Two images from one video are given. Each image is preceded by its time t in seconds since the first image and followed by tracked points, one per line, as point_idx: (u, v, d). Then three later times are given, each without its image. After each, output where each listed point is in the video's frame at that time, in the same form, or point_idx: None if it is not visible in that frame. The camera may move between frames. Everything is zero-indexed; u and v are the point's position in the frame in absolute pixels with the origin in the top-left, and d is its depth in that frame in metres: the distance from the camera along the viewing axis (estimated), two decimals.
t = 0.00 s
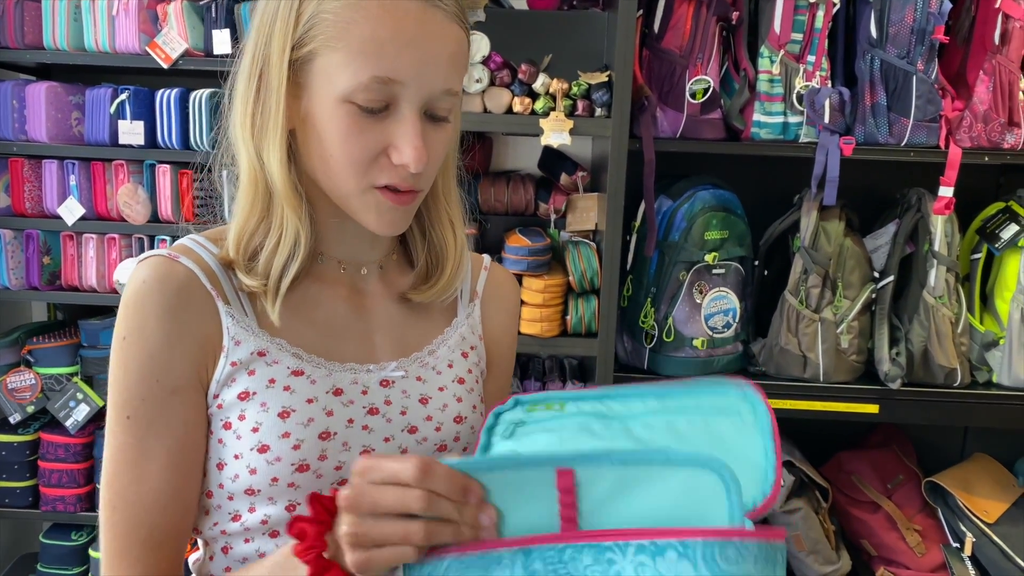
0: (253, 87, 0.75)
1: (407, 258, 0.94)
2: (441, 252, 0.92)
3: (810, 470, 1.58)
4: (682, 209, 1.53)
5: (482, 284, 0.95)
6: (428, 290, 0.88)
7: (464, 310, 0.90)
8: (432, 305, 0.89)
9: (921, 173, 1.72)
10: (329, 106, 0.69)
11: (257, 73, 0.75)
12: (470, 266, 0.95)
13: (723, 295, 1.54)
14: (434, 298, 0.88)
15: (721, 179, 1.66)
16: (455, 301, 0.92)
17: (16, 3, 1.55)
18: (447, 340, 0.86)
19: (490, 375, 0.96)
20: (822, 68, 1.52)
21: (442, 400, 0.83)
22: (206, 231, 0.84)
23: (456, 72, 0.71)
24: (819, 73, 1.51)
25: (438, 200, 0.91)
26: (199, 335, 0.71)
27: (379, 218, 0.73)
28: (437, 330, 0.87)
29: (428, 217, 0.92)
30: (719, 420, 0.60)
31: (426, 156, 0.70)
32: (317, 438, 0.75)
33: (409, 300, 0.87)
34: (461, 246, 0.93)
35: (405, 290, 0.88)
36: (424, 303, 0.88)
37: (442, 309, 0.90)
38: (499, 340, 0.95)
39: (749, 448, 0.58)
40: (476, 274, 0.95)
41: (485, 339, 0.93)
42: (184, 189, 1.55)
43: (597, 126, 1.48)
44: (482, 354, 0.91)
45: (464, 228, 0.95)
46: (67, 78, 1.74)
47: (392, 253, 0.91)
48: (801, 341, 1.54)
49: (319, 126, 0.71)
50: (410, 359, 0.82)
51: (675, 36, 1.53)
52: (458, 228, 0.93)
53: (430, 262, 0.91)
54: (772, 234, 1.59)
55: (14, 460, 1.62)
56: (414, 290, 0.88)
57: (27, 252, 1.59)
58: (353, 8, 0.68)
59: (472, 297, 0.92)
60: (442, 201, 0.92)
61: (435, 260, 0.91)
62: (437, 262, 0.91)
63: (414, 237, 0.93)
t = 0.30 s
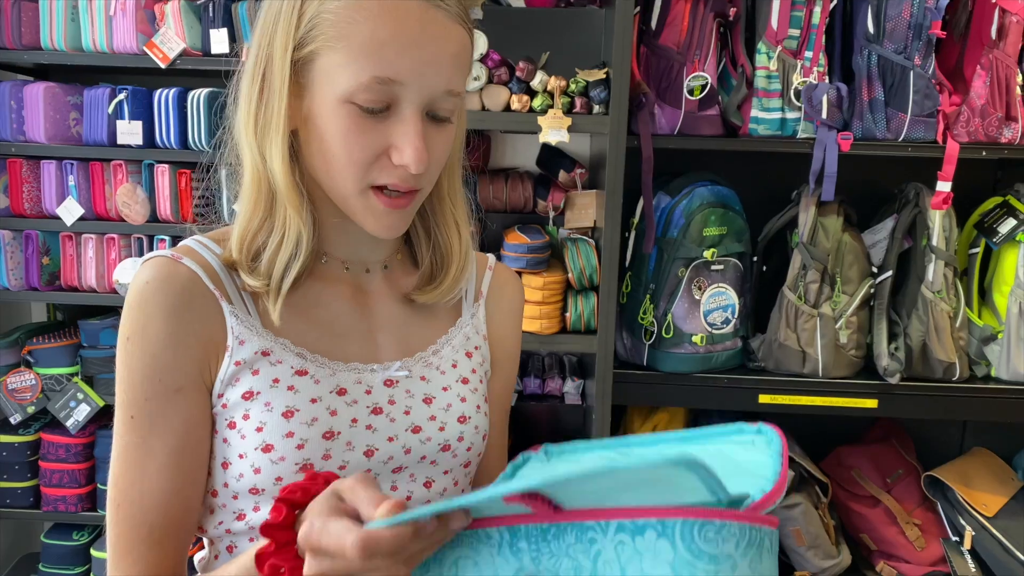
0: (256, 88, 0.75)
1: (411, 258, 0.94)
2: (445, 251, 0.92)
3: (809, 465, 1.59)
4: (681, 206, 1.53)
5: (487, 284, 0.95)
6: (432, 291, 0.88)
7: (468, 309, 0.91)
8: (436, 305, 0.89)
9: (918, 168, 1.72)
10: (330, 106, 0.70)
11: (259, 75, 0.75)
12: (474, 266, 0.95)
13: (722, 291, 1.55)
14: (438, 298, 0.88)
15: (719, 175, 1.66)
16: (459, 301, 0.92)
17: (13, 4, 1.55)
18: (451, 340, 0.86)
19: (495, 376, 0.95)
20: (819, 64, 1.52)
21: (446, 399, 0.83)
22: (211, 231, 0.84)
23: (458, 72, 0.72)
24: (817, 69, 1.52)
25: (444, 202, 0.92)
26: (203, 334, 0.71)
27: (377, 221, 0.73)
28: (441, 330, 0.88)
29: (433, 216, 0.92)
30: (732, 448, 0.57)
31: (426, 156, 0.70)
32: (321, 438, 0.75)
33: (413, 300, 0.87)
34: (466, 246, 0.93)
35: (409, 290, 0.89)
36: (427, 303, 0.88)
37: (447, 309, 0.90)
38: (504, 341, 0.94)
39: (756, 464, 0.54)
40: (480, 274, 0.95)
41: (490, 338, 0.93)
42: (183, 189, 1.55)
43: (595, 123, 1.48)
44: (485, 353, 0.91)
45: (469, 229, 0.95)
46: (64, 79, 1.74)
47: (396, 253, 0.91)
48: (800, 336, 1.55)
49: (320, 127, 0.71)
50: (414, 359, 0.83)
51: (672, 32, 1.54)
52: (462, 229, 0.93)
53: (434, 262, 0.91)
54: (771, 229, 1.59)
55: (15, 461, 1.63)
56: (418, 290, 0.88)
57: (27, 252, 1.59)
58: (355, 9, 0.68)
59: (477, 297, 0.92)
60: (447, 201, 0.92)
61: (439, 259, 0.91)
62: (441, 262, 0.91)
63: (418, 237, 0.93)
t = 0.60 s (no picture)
0: (250, 90, 0.75)
1: (414, 256, 0.94)
2: (448, 250, 0.91)
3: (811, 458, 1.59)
4: (680, 201, 1.53)
5: (491, 282, 0.94)
6: (435, 292, 0.87)
7: (473, 308, 0.90)
8: (439, 305, 0.89)
9: (918, 160, 1.72)
10: (321, 105, 0.70)
11: (253, 77, 0.75)
12: (478, 264, 0.94)
13: (722, 286, 1.55)
14: (441, 298, 0.88)
15: (719, 170, 1.66)
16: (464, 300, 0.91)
17: (11, 7, 1.55)
18: (455, 339, 0.86)
19: (501, 371, 0.94)
20: (817, 57, 1.52)
21: (450, 400, 0.82)
22: (211, 234, 0.84)
23: (450, 68, 0.71)
24: (815, 63, 1.52)
25: (447, 201, 0.91)
26: (201, 338, 0.72)
27: (372, 220, 0.73)
28: (445, 330, 0.87)
29: (436, 215, 0.91)
30: (750, 463, 0.60)
31: (417, 154, 0.70)
32: (323, 441, 0.75)
33: (415, 301, 0.87)
34: (469, 245, 0.92)
35: (412, 291, 0.89)
36: (430, 304, 0.88)
37: (452, 308, 0.90)
38: (510, 340, 0.93)
39: (777, 485, 0.56)
40: (485, 272, 0.95)
41: (495, 337, 0.92)
42: (182, 190, 1.55)
43: (594, 120, 1.48)
44: (491, 352, 0.90)
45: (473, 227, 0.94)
46: (62, 82, 1.74)
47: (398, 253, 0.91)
48: (801, 330, 1.55)
49: (311, 127, 0.71)
50: (417, 359, 0.83)
51: (670, 28, 1.53)
52: (465, 227, 0.92)
53: (437, 262, 0.90)
54: (771, 224, 1.59)
55: (18, 464, 1.63)
56: (421, 291, 0.88)
57: (27, 255, 1.59)
58: (343, 6, 0.68)
59: (481, 296, 0.92)
60: (450, 200, 0.91)
61: (442, 259, 0.91)
62: (445, 262, 0.90)
63: (421, 237, 0.92)
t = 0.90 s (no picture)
0: (241, 89, 0.75)
1: (416, 254, 0.94)
2: (448, 248, 0.91)
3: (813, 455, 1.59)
4: (681, 198, 1.54)
5: (495, 278, 0.93)
6: (436, 290, 0.87)
7: (476, 305, 0.90)
8: (442, 304, 0.89)
9: (919, 156, 1.72)
10: (311, 102, 0.70)
11: (245, 77, 0.75)
12: (481, 260, 0.94)
13: (724, 283, 1.55)
14: (442, 296, 0.87)
15: (719, 167, 1.66)
16: (467, 296, 0.91)
17: (10, 7, 1.54)
18: (458, 338, 0.86)
19: (506, 370, 0.93)
20: (818, 54, 1.52)
21: (452, 399, 0.82)
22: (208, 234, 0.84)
23: (442, 62, 0.71)
24: (816, 59, 1.52)
25: (447, 199, 0.91)
26: (198, 340, 0.72)
27: (367, 217, 0.73)
28: (447, 328, 0.87)
29: (437, 212, 0.91)
30: (762, 491, 0.59)
31: (410, 150, 0.70)
32: (323, 443, 0.75)
33: (415, 300, 0.87)
34: (470, 242, 0.92)
35: (412, 289, 0.88)
36: (431, 302, 0.87)
37: (455, 305, 0.90)
38: (514, 339, 0.93)
39: (790, 519, 0.55)
40: (488, 267, 0.94)
41: (500, 334, 0.92)
42: (183, 189, 1.55)
43: (595, 117, 1.48)
44: (495, 350, 0.90)
45: (474, 224, 0.94)
46: (62, 81, 1.74)
47: (399, 250, 0.91)
48: (802, 327, 1.54)
49: (303, 124, 0.71)
50: (419, 358, 0.82)
51: (670, 25, 1.53)
52: (466, 224, 0.92)
53: (438, 260, 0.91)
54: (772, 221, 1.59)
55: (20, 464, 1.63)
56: (421, 290, 0.88)
57: (27, 255, 1.59)
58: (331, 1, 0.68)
59: (484, 292, 0.91)
60: (450, 197, 0.91)
61: (443, 257, 0.91)
62: (446, 259, 0.90)
63: (423, 233, 0.92)
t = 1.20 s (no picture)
0: (236, 83, 0.76)
1: (415, 246, 0.93)
2: (447, 240, 0.91)
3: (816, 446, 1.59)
4: (681, 189, 1.53)
5: (495, 270, 0.93)
6: (434, 283, 0.87)
7: (477, 297, 0.90)
8: (441, 296, 0.89)
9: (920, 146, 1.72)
10: (303, 92, 0.70)
11: (240, 70, 0.75)
12: (480, 252, 0.94)
13: (725, 274, 1.55)
14: (440, 289, 0.88)
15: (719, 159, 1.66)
16: (468, 287, 0.91)
17: (8, 5, 1.54)
18: (459, 331, 0.86)
19: (508, 363, 0.93)
20: (817, 44, 1.52)
21: (454, 392, 0.82)
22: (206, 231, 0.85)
23: (433, 47, 0.70)
24: (815, 49, 1.51)
25: (444, 190, 0.90)
26: (197, 336, 0.72)
27: (364, 205, 0.73)
28: (447, 321, 0.87)
29: (435, 203, 0.91)
30: (771, 498, 0.62)
31: (402, 137, 0.70)
32: (325, 437, 0.75)
33: (414, 293, 0.87)
34: (468, 234, 0.91)
35: (411, 282, 0.88)
36: (430, 294, 0.88)
37: (455, 297, 0.90)
38: (515, 330, 0.93)
39: (798, 526, 0.58)
40: (489, 259, 0.94)
41: (501, 326, 0.92)
42: (183, 185, 1.56)
43: (595, 109, 1.48)
44: (496, 342, 0.90)
45: (473, 215, 0.94)
46: (61, 79, 1.74)
47: (398, 242, 0.91)
48: (803, 318, 1.55)
49: (296, 114, 0.71)
50: (420, 351, 0.82)
51: (669, 16, 1.52)
52: (464, 215, 0.92)
53: (437, 251, 0.91)
54: (772, 212, 1.59)
55: (24, 462, 1.63)
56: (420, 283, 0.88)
57: (28, 254, 1.58)
58: None
59: (485, 284, 0.91)
60: (447, 189, 0.91)
61: (442, 249, 0.91)
62: (445, 251, 0.91)
63: (421, 225, 0.92)
